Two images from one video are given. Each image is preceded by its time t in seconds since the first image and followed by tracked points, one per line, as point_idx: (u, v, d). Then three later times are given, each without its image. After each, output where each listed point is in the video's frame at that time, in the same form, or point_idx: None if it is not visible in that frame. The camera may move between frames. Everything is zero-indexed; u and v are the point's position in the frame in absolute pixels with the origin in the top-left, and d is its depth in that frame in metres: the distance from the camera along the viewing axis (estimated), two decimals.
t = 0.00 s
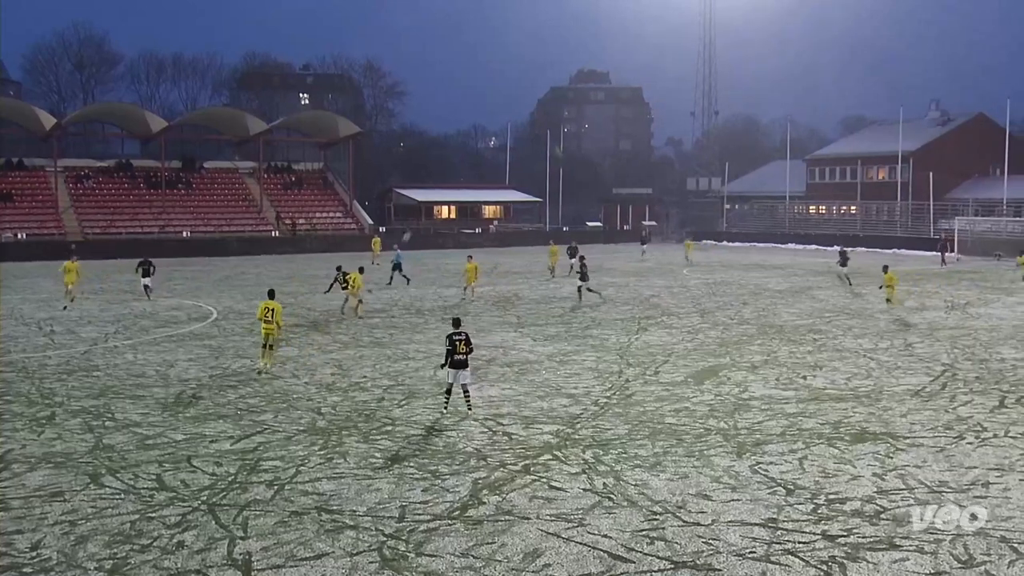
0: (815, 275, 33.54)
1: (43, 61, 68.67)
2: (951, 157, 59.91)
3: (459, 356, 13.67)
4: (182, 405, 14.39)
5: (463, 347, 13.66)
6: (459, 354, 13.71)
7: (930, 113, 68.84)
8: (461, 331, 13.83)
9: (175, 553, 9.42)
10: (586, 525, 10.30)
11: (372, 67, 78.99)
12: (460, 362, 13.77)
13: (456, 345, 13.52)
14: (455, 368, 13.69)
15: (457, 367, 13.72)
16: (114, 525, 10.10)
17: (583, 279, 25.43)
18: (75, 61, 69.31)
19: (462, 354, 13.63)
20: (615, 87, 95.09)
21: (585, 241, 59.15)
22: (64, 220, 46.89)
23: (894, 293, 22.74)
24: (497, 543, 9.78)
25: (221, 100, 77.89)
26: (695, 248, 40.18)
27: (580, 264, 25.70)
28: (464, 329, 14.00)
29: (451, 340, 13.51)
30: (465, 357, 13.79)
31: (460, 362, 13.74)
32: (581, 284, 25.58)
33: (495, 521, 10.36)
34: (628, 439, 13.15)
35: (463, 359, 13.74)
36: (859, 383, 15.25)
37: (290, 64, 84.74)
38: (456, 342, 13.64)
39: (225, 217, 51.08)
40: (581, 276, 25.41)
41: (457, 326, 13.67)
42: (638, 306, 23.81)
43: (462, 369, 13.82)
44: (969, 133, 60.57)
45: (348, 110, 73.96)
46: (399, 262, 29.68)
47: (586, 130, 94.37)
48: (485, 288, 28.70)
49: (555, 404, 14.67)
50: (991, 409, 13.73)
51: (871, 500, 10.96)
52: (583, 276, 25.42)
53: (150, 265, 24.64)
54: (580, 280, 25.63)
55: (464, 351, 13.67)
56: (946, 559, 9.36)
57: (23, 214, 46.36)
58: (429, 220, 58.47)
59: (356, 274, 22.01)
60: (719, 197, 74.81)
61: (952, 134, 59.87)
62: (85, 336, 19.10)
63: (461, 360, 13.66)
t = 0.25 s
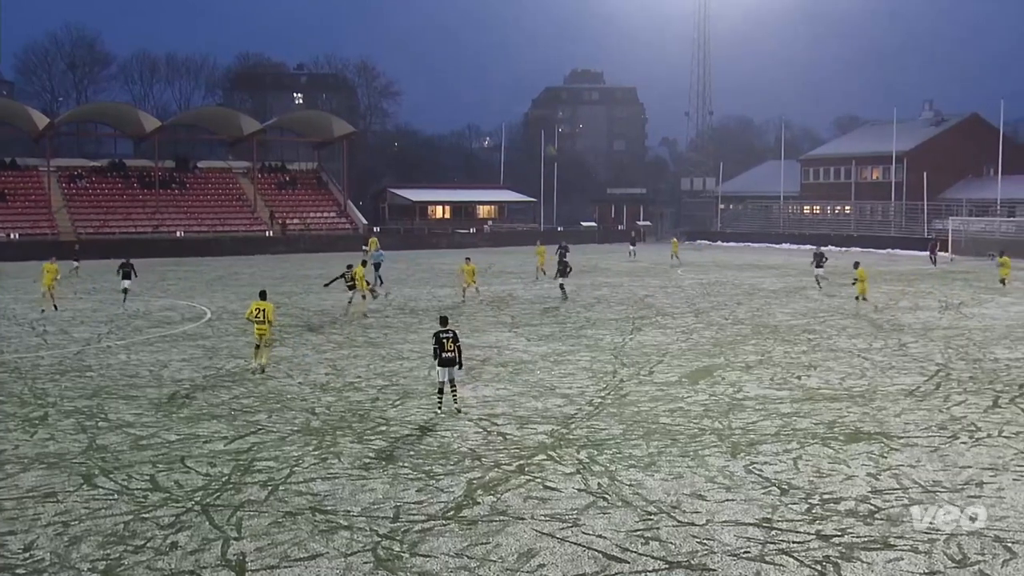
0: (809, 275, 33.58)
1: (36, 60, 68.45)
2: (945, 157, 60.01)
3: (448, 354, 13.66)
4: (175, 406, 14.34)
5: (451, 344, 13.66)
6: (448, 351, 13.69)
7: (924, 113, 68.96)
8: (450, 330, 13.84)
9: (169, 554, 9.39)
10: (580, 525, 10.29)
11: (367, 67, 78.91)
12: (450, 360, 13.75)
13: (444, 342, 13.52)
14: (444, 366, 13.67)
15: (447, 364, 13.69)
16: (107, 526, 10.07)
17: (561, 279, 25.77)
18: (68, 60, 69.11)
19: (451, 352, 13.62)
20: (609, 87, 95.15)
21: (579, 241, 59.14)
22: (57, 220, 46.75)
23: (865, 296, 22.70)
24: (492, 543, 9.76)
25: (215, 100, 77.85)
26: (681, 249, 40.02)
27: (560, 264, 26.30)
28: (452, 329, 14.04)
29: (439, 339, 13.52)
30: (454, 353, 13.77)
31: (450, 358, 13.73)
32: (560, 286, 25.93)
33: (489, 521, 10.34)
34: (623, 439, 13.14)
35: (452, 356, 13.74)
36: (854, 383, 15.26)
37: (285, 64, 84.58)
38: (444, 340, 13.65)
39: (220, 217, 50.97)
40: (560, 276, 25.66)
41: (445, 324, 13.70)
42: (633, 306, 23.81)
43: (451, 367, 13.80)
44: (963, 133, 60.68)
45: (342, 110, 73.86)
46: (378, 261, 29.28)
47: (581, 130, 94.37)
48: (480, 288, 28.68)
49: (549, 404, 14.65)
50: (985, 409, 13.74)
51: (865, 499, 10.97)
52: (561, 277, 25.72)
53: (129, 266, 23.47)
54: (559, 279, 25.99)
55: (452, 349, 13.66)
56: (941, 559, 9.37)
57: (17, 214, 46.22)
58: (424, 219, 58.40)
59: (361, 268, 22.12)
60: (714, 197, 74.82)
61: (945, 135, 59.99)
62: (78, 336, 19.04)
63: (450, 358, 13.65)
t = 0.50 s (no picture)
0: (802, 275, 33.63)
1: (28, 60, 68.20)
2: (937, 158, 60.15)
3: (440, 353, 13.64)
4: (168, 407, 14.30)
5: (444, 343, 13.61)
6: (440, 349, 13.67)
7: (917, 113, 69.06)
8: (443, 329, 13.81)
9: (161, 556, 9.35)
10: (574, 525, 10.27)
11: (360, 67, 78.83)
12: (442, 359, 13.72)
13: (436, 342, 13.49)
14: (437, 365, 13.64)
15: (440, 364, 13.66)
16: (99, 527, 10.03)
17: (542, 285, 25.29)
18: (60, 60, 68.89)
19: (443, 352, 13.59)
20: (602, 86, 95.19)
21: (572, 241, 59.16)
22: (50, 220, 46.61)
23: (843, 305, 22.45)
24: (485, 544, 9.74)
25: (207, 99, 77.74)
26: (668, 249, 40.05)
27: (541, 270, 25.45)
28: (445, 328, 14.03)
29: (431, 338, 13.50)
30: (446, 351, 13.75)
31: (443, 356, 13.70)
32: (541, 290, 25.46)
33: (483, 522, 10.32)
34: (616, 439, 13.13)
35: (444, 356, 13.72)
36: (847, 383, 15.28)
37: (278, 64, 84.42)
38: (436, 340, 13.63)
39: (213, 217, 50.88)
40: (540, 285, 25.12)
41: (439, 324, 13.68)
42: (626, 306, 23.82)
43: (444, 367, 13.78)
44: (955, 133, 60.82)
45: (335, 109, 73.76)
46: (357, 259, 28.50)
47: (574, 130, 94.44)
48: (474, 288, 28.65)
49: (543, 404, 14.64)
50: (978, 409, 13.75)
51: (858, 499, 10.98)
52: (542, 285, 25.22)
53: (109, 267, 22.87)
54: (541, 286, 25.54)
55: (444, 349, 13.65)
56: (934, 558, 9.37)
57: (10, 214, 46.04)
58: (417, 219, 58.37)
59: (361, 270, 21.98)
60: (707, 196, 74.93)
61: (938, 135, 60.11)
62: (70, 336, 18.98)
63: (442, 358, 13.63)
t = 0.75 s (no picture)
0: (793, 275, 33.65)
1: (18, 59, 67.91)
2: (929, 158, 60.28)
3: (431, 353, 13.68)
4: (158, 407, 14.23)
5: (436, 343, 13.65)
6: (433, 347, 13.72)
7: (908, 113, 69.23)
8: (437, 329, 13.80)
9: (152, 557, 9.30)
10: (566, 525, 10.25)
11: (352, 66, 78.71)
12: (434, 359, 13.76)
13: (428, 342, 13.52)
14: (427, 365, 13.66)
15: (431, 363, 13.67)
16: (89, 529, 9.96)
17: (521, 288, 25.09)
18: (51, 59, 68.63)
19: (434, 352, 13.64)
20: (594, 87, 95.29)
21: (564, 240, 59.15)
22: (41, 220, 46.42)
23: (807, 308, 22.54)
24: (477, 544, 9.71)
25: (199, 99, 77.57)
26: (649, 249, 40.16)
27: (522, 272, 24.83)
28: (439, 329, 14.06)
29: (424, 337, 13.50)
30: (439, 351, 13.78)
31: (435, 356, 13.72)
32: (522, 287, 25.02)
33: (475, 522, 10.29)
34: (608, 439, 13.11)
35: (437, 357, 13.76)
36: (838, 383, 15.29)
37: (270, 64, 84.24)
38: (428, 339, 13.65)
39: (204, 217, 50.76)
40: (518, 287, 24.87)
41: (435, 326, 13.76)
42: (618, 306, 23.81)
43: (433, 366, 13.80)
44: (946, 133, 60.97)
45: (327, 109, 73.64)
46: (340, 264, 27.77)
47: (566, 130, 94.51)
48: (466, 288, 28.61)
49: (534, 404, 14.61)
50: (969, 409, 13.77)
51: (850, 499, 10.97)
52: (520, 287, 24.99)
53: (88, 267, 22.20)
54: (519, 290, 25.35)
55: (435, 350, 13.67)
56: (925, 558, 9.37)
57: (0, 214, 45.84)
58: (409, 219, 58.30)
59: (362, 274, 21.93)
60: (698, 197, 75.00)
61: (929, 136, 60.27)
62: (60, 337, 18.89)
63: (430, 357, 13.64)
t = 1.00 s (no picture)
0: (785, 274, 33.72)
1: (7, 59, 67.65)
2: (919, 158, 60.44)
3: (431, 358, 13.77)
4: (149, 408, 14.18)
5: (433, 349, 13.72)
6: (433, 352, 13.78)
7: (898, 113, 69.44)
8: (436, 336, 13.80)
9: (143, 558, 9.27)
10: (558, 525, 10.25)
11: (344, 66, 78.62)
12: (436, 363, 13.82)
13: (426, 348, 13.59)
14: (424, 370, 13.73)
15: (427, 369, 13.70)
16: (80, 530, 9.92)
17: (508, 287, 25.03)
18: (41, 59, 68.39)
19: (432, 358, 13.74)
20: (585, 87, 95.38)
21: (555, 240, 59.17)
22: (31, 220, 46.26)
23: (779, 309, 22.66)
24: (469, 545, 9.70)
25: (190, 99, 77.46)
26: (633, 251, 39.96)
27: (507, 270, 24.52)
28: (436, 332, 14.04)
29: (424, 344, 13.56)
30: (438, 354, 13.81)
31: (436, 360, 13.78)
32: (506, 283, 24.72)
33: (467, 523, 10.28)
34: (600, 439, 13.12)
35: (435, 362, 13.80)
36: (829, 382, 15.33)
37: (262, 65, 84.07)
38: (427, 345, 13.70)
39: (195, 217, 50.66)
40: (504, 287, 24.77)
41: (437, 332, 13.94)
42: (610, 306, 23.82)
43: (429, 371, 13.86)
44: (936, 133, 61.19)
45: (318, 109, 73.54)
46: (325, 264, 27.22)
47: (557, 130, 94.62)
48: (459, 288, 28.59)
49: (526, 404, 14.60)
50: (960, 408, 13.82)
51: (841, 498, 10.99)
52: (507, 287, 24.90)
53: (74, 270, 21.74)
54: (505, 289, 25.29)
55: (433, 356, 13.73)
56: (916, 557, 9.39)
57: None
58: (401, 219, 58.26)
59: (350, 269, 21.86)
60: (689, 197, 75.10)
61: (920, 136, 60.45)
62: (51, 337, 18.83)
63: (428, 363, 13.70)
